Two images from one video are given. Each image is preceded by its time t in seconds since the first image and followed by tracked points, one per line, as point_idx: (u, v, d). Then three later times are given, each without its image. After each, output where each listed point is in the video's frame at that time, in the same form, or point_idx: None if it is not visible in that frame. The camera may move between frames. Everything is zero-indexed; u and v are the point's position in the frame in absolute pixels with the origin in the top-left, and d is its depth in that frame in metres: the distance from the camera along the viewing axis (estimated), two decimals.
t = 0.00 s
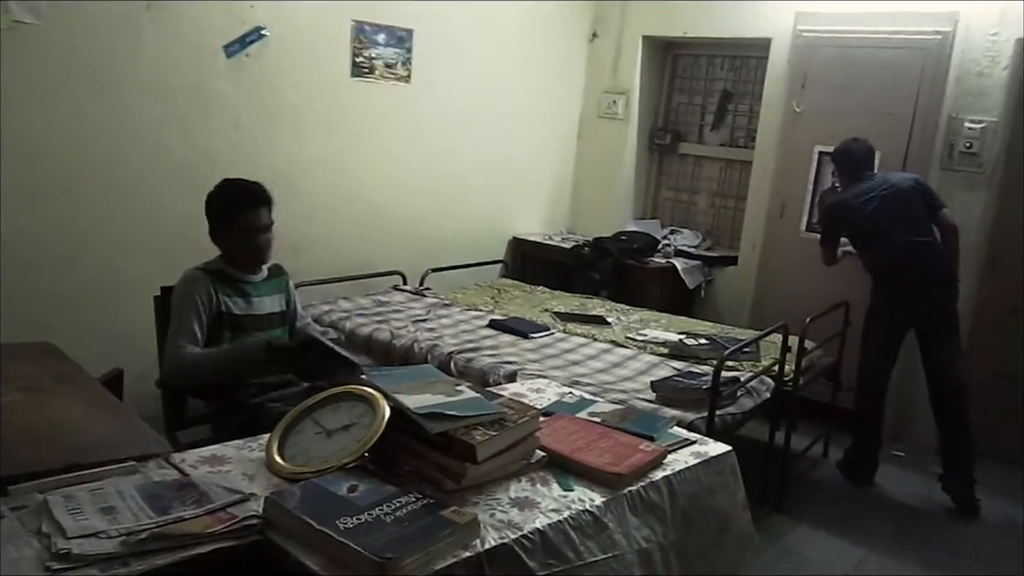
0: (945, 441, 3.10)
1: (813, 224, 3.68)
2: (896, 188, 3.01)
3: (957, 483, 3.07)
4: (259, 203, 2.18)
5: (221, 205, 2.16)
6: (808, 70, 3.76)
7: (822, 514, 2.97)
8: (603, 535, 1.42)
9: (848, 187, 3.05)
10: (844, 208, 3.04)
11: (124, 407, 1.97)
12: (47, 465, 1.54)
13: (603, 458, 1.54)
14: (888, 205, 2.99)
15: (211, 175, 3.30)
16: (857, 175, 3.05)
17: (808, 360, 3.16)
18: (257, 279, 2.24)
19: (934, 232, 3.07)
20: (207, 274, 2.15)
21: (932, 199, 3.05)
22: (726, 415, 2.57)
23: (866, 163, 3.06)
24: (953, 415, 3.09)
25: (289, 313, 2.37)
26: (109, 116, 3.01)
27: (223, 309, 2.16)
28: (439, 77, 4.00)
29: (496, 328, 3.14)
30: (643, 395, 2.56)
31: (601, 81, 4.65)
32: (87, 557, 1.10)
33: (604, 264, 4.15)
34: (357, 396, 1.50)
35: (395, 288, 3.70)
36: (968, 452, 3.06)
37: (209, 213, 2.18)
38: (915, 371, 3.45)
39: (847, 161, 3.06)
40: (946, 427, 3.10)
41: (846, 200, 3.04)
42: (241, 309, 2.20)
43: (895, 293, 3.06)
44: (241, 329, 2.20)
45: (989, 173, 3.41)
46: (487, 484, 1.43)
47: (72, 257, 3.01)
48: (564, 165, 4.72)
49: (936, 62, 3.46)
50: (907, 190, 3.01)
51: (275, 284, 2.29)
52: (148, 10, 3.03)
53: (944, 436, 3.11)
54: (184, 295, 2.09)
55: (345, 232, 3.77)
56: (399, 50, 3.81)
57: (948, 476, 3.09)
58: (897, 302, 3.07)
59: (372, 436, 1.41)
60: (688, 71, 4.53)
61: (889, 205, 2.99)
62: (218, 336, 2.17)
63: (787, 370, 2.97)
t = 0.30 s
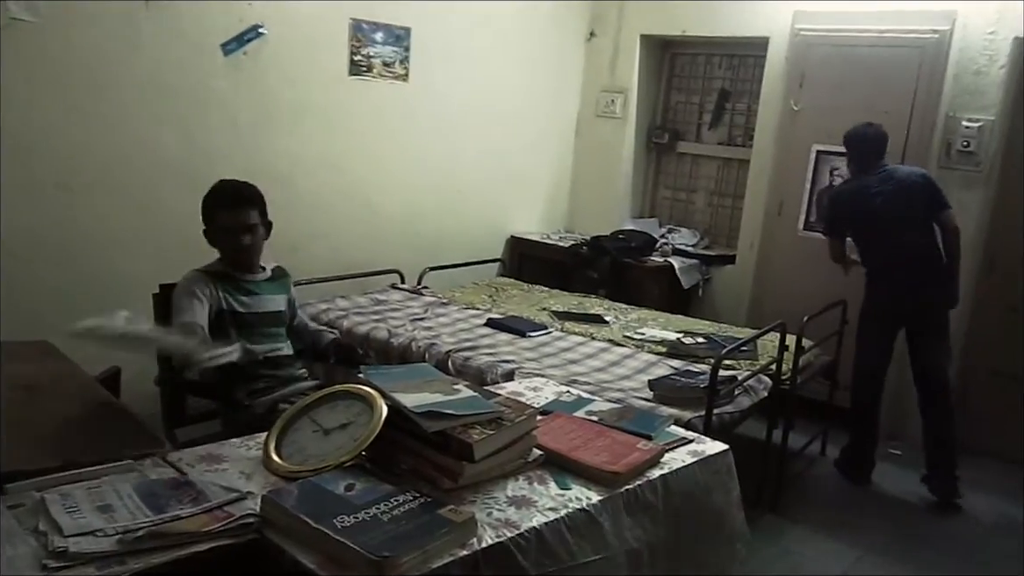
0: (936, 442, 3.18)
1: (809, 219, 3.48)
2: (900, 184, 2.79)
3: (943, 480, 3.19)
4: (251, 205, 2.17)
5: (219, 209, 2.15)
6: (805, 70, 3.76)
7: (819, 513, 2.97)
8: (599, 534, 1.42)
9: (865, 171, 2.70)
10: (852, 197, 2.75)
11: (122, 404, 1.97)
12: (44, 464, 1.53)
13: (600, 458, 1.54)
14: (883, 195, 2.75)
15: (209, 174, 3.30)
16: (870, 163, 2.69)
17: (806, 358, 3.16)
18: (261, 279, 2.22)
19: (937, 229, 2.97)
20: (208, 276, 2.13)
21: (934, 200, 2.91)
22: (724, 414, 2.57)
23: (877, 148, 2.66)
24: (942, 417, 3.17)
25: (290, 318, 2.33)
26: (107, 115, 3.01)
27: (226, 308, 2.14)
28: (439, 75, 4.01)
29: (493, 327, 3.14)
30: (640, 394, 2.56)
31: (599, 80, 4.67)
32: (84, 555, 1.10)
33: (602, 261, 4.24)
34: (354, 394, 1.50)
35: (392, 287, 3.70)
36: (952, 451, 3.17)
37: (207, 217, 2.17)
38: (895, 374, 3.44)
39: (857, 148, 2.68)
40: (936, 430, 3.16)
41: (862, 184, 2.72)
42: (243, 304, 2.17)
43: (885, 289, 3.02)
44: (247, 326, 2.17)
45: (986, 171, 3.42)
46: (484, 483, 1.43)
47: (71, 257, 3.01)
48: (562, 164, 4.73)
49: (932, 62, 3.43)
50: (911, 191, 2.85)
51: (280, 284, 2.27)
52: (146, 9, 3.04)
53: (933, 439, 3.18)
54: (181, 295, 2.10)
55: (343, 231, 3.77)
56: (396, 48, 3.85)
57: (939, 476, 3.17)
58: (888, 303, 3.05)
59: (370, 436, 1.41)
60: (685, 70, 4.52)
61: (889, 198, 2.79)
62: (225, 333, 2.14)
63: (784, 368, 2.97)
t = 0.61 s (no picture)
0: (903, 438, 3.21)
1: (809, 221, 3.51)
2: (917, 185, 2.78)
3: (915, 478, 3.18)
4: (251, 198, 2.16)
5: (218, 204, 2.15)
6: (805, 71, 3.77)
7: (816, 513, 2.98)
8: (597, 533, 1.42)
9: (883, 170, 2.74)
10: (870, 193, 2.78)
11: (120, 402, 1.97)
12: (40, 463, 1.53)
13: (599, 458, 1.54)
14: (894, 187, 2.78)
15: (210, 173, 3.30)
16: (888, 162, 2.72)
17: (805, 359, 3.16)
18: (258, 274, 2.24)
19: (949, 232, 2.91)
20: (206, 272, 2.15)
21: (952, 203, 2.85)
22: (722, 415, 2.57)
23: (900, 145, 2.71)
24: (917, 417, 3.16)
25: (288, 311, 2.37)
26: (108, 114, 3.01)
27: (222, 303, 2.15)
28: (439, 74, 4.00)
29: (492, 327, 3.14)
30: (640, 394, 2.56)
31: (599, 80, 4.65)
32: (82, 553, 1.10)
33: (601, 263, 4.13)
34: (353, 394, 1.50)
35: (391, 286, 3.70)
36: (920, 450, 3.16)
37: (206, 214, 2.18)
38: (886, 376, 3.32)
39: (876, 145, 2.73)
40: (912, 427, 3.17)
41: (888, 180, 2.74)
42: (240, 302, 2.19)
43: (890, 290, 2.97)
44: (251, 320, 2.22)
45: (984, 175, 3.37)
46: (482, 483, 1.42)
47: (71, 255, 3.01)
48: (563, 163, 4.73)
49: (932, 65, 3.42)
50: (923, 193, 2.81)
51: (277, 279, 2.30)
52: (147, 8, 3.03)
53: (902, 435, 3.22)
54: (177, 295, 2.08)
55: (342, 230, 3.77)
56: (397, 48, 3.81)
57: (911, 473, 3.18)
58: (892, 304, 2.99)
59: (369, 435, 1.41)
60: (686, 70, 4.53)
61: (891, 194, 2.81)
62: (230, 327, 2.18)
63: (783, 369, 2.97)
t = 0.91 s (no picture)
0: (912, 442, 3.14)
1: (813, 224, 3.72)
2: (962, 187, 2.89)
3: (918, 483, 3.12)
4: (254, 200, 2.17)
5: (219, 207, 2.16)
6: (807, 72, 3.76)
7: (817, 515, 2.97)
8: (597, 535, 1.42)
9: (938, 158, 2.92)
10: (919, 186, 2.90)
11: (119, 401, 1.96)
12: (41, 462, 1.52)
13: (600, 459, 1.54)
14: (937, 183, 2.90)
15: (212, 172, 3.30)
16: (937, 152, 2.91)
17: (806, 361, 3.16)
18: (265, 275, 2.24)
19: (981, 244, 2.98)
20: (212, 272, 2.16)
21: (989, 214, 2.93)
22: (723, 416, 2.56)
23: (949, 141, 2.90)
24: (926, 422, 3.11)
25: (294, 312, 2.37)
26: (110, 113, 3.01)
27: (228, 302, 2.16)
28: (442, 74, 4.00)
29: (494, 327, 3.14)
30: (641, 395, 2.56)
31: (601, 80, 4.65)
32: (82, 551, 1.10)
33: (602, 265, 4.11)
34: (354, 394, 1.50)
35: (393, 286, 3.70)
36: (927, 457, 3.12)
37: (209, 217, 2.19)
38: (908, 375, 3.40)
39: (926, 140, 2.92)
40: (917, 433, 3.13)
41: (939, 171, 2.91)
42: (246, 303, 2.19)
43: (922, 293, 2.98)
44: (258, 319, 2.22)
45: (986, 175, 3.39)
46: (482, 483, 1.42)
47: (74, 253, 3.01)
48: (565, 163, 4.73)
49: (934, 67, 3.43)
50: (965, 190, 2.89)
51: (282, 279, 2.29)
52: (150, 8, 3.03)
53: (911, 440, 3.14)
54: (184, 294, 2.09)
55: (343, 230, 3.77)
56: (399, 48, 3.81)
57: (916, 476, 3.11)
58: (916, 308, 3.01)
59: (370, 435, 1.41)
60: (688, 71, 4.53)
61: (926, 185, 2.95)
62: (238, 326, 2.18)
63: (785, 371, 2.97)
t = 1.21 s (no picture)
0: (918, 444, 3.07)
1: (816, 224, 3.76)
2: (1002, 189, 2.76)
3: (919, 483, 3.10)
4: (247, 208, 2.16)
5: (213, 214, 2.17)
6: (809, 72, 3.76)
7: (819, 515, 2.97)
8: (599, 535, 1.43)
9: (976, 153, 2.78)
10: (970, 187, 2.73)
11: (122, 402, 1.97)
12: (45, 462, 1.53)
13: (602, 459, 1.54)
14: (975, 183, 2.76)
15: (214, 172, 3.31)
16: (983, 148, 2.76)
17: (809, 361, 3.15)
18: (262, 280, 2.25)
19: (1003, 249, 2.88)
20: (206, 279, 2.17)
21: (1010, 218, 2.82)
22: (726, 417, 2.56)
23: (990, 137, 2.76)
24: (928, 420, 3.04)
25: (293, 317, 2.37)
26: (112, 115, 3.01)
27: (225, 308, 2.16)
28: (445, 74, 4.00)
29: (496, 327, 3.14)
30: (643, 396, 2.56)
31: (604, 80, 4.65)
32: (86, 552, 1.10)
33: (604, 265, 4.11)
34: (356, 395, 1.50)
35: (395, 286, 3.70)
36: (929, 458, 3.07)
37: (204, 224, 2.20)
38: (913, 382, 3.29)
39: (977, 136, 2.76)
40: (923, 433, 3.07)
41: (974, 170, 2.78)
42: (244, 308, 2.19)
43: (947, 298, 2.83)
44: (256, 326, 2.21)
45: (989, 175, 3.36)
46: (485, 484, 1.42)
47: (76, 254, 3.02)
48: (567, 162, 4.72)
49: (937, 66, 3.43)
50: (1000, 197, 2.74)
51: (283, 284, 2.30)
52: (153, 8, 3.03)
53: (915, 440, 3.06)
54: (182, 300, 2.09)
55: (346, 230, 3.78)
56: (402, 49, 3.81)
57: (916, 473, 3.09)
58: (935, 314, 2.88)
59: (373, 435, 1.42)
60: (690, 71, 4.52)
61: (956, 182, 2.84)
62: (236, 332, 2.18)
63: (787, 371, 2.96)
